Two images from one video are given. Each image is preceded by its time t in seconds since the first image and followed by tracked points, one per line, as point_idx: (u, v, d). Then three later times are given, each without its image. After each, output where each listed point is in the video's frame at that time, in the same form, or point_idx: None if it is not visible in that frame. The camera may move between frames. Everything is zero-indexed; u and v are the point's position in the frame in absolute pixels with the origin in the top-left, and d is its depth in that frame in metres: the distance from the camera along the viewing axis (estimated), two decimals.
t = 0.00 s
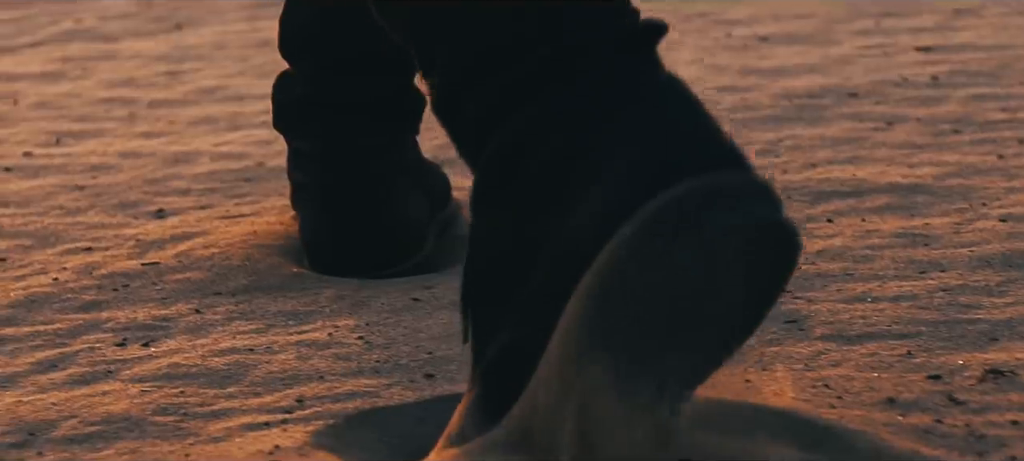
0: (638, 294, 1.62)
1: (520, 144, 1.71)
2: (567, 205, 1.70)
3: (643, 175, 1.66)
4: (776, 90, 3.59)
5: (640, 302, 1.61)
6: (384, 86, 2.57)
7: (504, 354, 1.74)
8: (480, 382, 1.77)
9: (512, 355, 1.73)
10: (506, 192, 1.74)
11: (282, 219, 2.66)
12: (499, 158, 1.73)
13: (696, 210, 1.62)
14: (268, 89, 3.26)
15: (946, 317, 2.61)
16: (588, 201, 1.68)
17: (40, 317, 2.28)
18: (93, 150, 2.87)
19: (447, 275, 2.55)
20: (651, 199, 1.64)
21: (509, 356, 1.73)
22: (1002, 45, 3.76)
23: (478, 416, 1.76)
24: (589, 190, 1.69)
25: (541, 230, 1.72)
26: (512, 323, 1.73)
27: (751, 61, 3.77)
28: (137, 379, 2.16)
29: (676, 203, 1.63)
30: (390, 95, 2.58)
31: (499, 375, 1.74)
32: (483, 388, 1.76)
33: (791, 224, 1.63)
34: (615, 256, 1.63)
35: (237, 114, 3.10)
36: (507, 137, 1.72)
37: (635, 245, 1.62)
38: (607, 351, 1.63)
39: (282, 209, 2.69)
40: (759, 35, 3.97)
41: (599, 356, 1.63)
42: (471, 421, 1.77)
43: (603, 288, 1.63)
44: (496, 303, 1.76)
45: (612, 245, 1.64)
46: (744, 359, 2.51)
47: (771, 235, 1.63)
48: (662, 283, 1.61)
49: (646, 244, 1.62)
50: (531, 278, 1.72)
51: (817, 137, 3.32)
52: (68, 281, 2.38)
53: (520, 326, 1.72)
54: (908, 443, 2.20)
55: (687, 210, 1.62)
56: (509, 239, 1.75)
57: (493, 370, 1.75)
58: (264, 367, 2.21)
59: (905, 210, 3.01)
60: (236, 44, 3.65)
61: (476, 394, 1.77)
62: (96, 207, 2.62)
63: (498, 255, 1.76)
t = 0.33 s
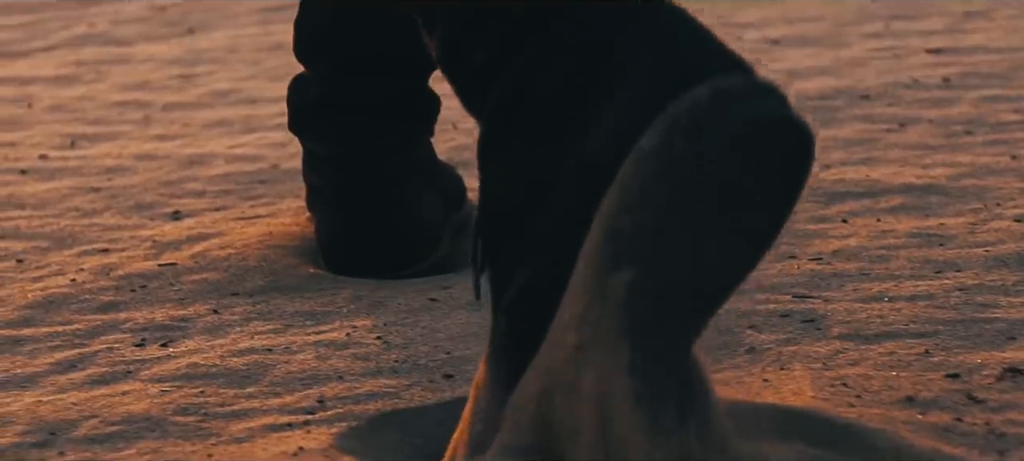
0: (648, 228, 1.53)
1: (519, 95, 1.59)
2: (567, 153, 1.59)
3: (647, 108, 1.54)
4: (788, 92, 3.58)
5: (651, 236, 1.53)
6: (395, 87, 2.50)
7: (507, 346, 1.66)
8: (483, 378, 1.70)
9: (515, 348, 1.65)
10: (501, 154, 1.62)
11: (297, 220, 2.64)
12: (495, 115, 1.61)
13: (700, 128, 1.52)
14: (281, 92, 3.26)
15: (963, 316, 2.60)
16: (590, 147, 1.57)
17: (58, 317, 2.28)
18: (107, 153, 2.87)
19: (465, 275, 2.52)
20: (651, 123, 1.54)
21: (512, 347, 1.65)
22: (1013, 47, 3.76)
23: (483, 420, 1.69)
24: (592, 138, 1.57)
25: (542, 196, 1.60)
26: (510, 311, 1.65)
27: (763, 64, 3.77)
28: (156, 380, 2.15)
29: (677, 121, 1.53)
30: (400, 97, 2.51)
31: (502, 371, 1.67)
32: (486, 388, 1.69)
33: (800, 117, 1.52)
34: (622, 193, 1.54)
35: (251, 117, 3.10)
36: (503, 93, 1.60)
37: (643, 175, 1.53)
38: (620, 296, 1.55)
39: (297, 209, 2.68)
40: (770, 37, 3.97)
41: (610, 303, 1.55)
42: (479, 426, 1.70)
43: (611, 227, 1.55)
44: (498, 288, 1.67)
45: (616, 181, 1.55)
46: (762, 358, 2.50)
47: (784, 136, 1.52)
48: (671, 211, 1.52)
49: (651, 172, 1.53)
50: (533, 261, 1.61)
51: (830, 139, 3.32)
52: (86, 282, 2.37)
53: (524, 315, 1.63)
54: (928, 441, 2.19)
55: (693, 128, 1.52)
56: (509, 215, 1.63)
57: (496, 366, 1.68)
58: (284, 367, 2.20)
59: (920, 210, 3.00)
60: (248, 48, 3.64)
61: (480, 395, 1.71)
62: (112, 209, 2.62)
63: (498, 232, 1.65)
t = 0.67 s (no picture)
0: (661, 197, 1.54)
1: (514, 53, 1.58)
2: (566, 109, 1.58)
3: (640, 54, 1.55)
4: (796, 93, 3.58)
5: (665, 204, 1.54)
6: (405, 87, 2.49)
7: (512, 331, 1.65)
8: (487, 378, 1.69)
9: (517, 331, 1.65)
10: (498, 119, 1.61)
11: (308, 221, 2.64)
12: (491, 75, 1.60)
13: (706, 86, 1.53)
14: (291, 94, 3.26)
15: (974, 316, 2.59)
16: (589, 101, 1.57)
17: (72, 317, 2.27)
18: (118, 155, 2.87)
19: (477, 276, 2.50)
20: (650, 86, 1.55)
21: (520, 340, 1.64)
22: (1019, 48, 3.76)
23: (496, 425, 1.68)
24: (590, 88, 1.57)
25: (542, 157, 1.59)
26: (512, 292, 1.64)
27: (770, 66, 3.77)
28: (171, 379, 2.15)
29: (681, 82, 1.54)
30: (410, 97, 2.50)
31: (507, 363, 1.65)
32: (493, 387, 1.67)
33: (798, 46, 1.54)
34: (628, 171, 1.55)
35: (261, 119, 3.10)
36: (500, 48, 1.58)
37: (652, 146, 1.54)
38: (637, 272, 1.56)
39: (308, 210, 2.67)
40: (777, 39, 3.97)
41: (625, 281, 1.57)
42: (492, 429, 1.68)
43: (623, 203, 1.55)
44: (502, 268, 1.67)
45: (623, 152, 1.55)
46: (774, 356, 2.50)
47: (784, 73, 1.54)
48: (681, 179, 1.53)
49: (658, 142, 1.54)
50: (532, 231, 1.61)
51: (838, 140, 3.32)
52: (99, 282, 2.37)
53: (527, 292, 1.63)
54: (941, 440, 2.19)
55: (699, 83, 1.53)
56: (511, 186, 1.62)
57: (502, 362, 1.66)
58: (297, 367, 2.20)
59: (929, 210, 3.00)
60: (258, 50, 3.65)
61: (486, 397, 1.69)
62: (124, 210, 2.62)
63: (500, 204, 1.64)
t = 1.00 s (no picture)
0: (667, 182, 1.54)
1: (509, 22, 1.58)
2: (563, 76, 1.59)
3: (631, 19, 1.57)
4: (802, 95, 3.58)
5: (671, 189, 1.54)
6: (415, 87, 2.51)
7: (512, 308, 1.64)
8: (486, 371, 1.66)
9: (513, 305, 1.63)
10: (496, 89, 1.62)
11: (319, 222, 2.64)
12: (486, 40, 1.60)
13: (710, 67, 1.53)
14: (300, 97, 3.26)
15: (984, 315, 2.59)
16: (587, 68, 1.58)
17: (84, 318, 2.27)
18: (128, 157, 2.87)
19: (488, 275, 2.50)
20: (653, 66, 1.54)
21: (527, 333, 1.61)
22: None
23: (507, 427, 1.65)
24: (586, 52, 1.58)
25: (542, 120, 1.60)
26: (512, 254, 1.63)
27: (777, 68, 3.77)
28: (184, 379, 2.15)
29: (684, 62, 1.53)
30: (420, 97, 2.52)
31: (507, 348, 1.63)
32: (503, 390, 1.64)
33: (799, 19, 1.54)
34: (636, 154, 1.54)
35: (270, 121, 3.10)
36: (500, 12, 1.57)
37: (659, 130, 1.53)
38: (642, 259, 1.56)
39: (319, 211, 2.67)
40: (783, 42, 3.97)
41: (631, 266, 1.56)
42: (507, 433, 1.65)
43: (629, 191, 1.54)
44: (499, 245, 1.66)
45: (630, 135, 1.55)
46: (785, 356, 2.49)
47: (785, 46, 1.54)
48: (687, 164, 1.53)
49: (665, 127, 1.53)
50: (532, 190, 1.61)
51: (845, 141, 3.32)
52: (111, 283, 2.37)
53: (523, 257, 1.62)
54: (954, 438, 2.19)
55: (703, 63, 1.53)
56: (509, 148, 1.63)
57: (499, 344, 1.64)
58: (309, 366, 2.20)
59: (937, 211, 2.99)
60: (266, 54, 3.65)
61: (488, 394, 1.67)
62: (135, 211, 2.62)
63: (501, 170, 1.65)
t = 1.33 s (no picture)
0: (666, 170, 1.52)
1: None
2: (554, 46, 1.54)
3: None
4: (811, 99, 3.58)
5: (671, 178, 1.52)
6: (427, 88, 2.50)
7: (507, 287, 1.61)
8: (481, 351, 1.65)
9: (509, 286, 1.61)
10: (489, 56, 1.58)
11: (331, 225, 2.64)
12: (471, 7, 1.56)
13: (711, 54, 1.50)
14: (310, 101, 3.26)
15: (995, 317, 2.59)
16: (580, 39, 1.54)
17: (98, 320, 2.27)
18: (140, 161, 2.87)
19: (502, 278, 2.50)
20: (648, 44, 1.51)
21: (522, 323, 1.58)
22: None
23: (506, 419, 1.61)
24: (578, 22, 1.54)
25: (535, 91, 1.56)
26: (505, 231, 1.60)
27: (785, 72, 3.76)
28: (198, 381, 2.15)
29: (683, 45, 1.51)
30: (431, 98, 2.51)
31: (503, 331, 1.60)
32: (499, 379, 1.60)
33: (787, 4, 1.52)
34: (641, 150, 1.51)
35: (281, 125, 3.11)
36: None
37: (661, 125, 1.50)
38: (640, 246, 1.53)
39: (331, 214, 2.68)
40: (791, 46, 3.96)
41: (627, 253, 1.53)
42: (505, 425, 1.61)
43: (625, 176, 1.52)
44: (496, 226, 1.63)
45: (624, 115, 1.52)
46: (798, 357, 2.49)
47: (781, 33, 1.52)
48: (690, 158, 1.51)
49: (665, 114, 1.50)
50: (525, 167, 1.57)
51: (854, 144, 3.31)
52: (124, 286, 2.37)
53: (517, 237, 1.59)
54: (968, 439, 2.18)
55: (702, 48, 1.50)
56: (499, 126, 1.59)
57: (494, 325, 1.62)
58: (323, 368, 2.20)
59: (947, 213, 2.99)
60: (276, 58, 3.65)
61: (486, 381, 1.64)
62: (147, 215, 2.62)
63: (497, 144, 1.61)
